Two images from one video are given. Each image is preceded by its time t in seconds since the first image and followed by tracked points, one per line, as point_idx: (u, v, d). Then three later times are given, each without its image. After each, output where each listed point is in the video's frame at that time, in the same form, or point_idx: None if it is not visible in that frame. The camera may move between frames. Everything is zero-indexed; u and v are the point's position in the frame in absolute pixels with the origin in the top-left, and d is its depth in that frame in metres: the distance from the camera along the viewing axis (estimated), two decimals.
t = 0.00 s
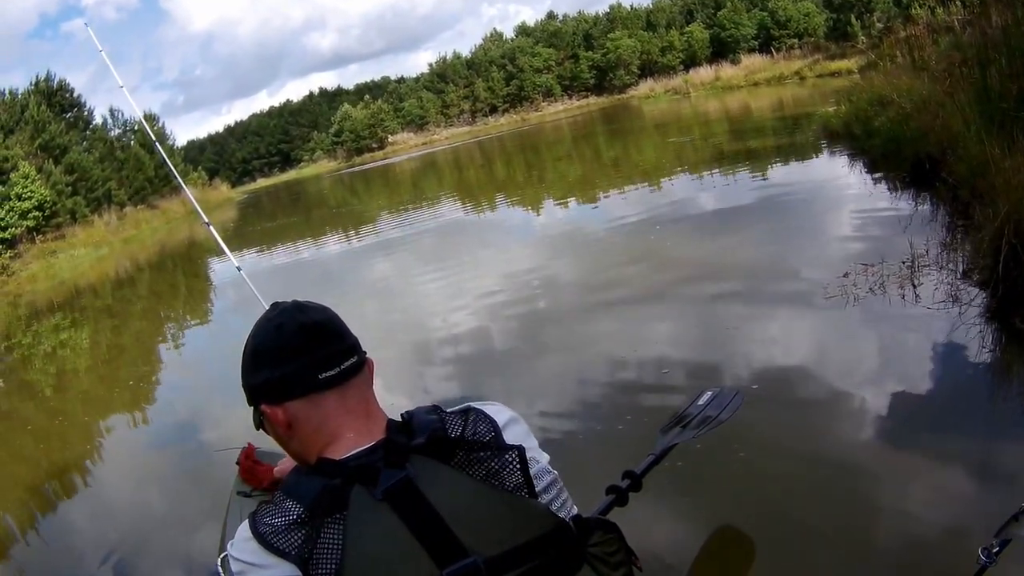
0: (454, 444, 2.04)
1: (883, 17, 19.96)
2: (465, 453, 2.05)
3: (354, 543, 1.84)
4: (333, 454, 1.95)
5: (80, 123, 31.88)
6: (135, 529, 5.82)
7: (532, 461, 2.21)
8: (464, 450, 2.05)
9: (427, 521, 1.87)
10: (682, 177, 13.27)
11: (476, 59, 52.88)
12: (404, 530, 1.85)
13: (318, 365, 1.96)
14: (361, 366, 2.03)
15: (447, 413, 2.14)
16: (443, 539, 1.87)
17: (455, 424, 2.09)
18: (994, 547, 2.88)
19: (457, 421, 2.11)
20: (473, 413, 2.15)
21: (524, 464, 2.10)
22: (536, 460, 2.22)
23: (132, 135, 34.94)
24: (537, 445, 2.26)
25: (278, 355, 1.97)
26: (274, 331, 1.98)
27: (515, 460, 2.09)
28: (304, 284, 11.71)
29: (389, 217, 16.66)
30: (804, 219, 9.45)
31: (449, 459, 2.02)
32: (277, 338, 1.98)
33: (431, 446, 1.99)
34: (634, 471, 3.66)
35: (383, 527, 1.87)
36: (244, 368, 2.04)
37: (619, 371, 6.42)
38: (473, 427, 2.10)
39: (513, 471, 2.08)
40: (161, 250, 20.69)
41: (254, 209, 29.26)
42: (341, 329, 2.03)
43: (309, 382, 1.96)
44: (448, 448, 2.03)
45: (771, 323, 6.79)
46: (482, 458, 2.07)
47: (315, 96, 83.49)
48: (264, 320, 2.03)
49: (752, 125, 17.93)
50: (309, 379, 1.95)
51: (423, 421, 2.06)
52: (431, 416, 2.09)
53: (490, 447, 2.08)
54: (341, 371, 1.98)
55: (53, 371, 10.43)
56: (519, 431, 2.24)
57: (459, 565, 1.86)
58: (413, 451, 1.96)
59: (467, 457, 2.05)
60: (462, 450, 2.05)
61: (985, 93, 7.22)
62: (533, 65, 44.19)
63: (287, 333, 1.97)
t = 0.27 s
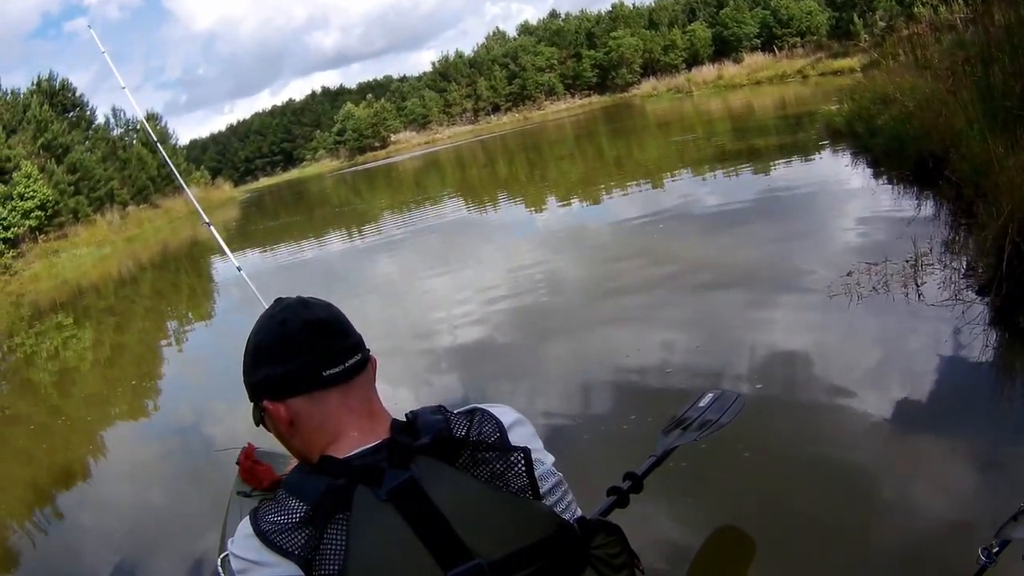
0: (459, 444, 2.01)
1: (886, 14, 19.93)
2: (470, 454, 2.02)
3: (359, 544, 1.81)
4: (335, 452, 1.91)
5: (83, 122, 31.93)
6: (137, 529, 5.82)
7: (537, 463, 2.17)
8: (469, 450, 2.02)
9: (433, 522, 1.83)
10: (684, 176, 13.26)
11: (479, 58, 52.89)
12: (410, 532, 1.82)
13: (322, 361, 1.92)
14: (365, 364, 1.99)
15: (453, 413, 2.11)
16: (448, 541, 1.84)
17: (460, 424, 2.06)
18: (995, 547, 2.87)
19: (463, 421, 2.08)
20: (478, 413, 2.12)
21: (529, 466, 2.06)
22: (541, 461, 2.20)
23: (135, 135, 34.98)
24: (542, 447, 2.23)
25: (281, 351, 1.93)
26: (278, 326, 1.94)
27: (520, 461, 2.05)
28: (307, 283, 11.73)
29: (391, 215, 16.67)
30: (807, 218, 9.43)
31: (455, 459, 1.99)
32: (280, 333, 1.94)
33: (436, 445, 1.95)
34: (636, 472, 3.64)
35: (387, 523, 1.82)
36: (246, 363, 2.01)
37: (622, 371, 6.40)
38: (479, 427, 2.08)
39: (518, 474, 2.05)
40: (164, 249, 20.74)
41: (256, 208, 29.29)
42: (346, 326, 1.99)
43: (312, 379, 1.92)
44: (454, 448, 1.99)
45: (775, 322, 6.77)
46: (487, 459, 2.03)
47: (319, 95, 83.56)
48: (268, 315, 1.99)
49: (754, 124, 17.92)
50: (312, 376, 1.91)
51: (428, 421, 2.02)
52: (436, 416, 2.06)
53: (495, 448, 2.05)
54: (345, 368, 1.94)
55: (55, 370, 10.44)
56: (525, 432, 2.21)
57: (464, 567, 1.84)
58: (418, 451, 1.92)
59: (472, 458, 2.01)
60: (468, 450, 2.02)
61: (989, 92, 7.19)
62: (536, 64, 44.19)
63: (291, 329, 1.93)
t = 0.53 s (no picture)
0: (470, 444, 1.94)
1: (889, 13, 19.88)
2: (481, 455, 1.95)
3: (366, 549, 1.77)
4: (341, 448, 1.88)
5: (85, 122, 31.95)
6: (139, 528, 5.83)
7: (547, 467, 2.06)
8: (480, 451, 1.95)
9: (442, 524, 1.80)
10: (686, 176, 13.26)
11: (482, 57, 52.90)
12: (422, 539, 1.78)
13: (330, 355, 1.89)
14: (374, 358, 1.95)
15: (463, 413, 2.05)
16: (457, 543, 1.80)
17: (471, 424, 2.00)
18: (994, 547, 2.86)
19: (474, 422, 2.02)
20: (489, 414, 2.06)
21: (540, 471, 1.99)
22: (552, 466, 2.08)
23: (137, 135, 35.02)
24: (554, 451, 2.12)
25: (290, 342, 1.90)
26: (288, 316, 1.91)
27: (531, 465, 1.98)
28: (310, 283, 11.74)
29: (394, 215, 16.69)
30: (810, 217, 9.42)
31: (464, 461, 1.92)
32: (290, 324, 1.91)
33: (447, 448, 1.90)
34: (635, 474, 3.61)
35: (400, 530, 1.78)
36: (255, 351, 1.98)
37: (625, 371, 6.39)
38: (490, 428, 2.00)
39: (529, 478, 1.98)
40: (166, 249, 20.76)
41: (258, 207, 29.31)
42: (356, 319, 1.95)
43: (319, 373, 1.88)
44: (464, 449, 1.93)
45: (778, 322, 6.76)
46: (498, 461, 1.96)
47: (321, 95, 83.60)
48: (280, 305, 1.96)
49: (757, 123, 17.91)
50: (319, 370, 1.88)
51: (438, 421, 1.98)
52: (446, 415, 2.01)
53: (506, 451, 1.97)
54: (353, 363, 1.90)
55: (58, 370, 10.45)
56: (536, 436, 2.09)
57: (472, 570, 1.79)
58: (427, 454, 1.87)
59: (482, 459, 1.95)
60: (478, 452, 1.95)
61: (992, 91, 7.18)
62: (538, 63, 44.20)
63: (300, 321, 1.90)
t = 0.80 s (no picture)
0: (479, 446, 1.83)
1: (892, 9, 19.83)
2: (490, 458, 1.84)
3: (376, 558, 1.65)
4: (347, 446, 1.79)
5: (87, 122, 32.00)
6: (142, 529, 5.83)
7: (557, 472, 1.93)
8: (490, 454, 1.84)
9: (452, 531, 1.68)
10: (688, 173, 13.24)
11: (483, 55, 52.93)
12: (431, 545, 1.66)
13: (340, 349, 1.79)
14: (389, 355, 1.85)
15: (473, 414, 1.94)
16: (465, 549, 1.68)
17: (480, 426, 1.89)
18: (994, 547, 2.85)
19: (482, 423, 1.91)
20: (499, 415, 1.95)
21: (551, 477, 1.88)
22: (561, 470, 1.95)
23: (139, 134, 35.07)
24: (563, 456, 2.00)
25: (301, 332, 1.81)
26: (302, 304, 1.82)
27: (542, 470, 1.87)
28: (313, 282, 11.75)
29: (396, 213, 16.71)
30: (813, 214, 9.40)
31: (472, 465, 1.81)
32: (303, 313, 1.81)
33: (456, 450, 1.78)
34: (635, 475, 3.60)
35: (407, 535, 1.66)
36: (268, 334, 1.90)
37: (628, 370, 6.37)
38: (500, 430, 1.90)
39: (539, 482, 1.86)
40: (169, 248, 20.81)
41: (261, 206, 29.37)
42: (374, 313, 1.85)
43: (329, 366, 1.79)
44: (474, 451, 1.82)
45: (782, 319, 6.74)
46: (507, 465, 1.85)
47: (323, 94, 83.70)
48: (297, 291, 1.87)
49: (758, 120, 17.93)
50: (329, 364, 1.79)
51: (448, 421, 1.86)
52: (456, 416, 1.90)
53: (514, 455, 1.86)
54: (365, 359, 1.81)
55: (61, 370, 10.46)
56: (545, 439, 1.99)
57: None
58: (436, 456, 1.75)
59: (491, 463, 1.83)
60: (488, 455, 1.84)
61: (994, 87, 7.14)
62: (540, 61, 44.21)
63: (314, 310, 1.80)
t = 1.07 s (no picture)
0: (484, 446, 1.82)
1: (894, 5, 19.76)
2: (496, 458, 1.82)
3: (382, 559, 1.64)
4: (352, 443, 1.79)
5: (89, 122, 32.00)
6: (146, 528, 5.84)
7: (563, 473, 1.93)
8: (494, 454, 1.83)
9: (458, 532, 1.67)
10: (691, 171, 13.22)
11: (485, 54, 52.88)
12: (433, 545, 1.65)
13: (350, 345, 1.79)
14: (399, 352, 1.84)
15: (479, 412, 1.92)
16: (469, 549, 1.67)
17: (487, 425, 1.87)
18: (994, 547, 2.85)
19: (489, 422, 1.89)
20: (505, 414, 1.93)
21: (556, 478, 1.87)
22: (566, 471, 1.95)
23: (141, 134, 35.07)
24: (569, 457, 1.99)
25: (312, 326, 1.80)
26: (314, 298, 1.81)
27: (547, 472, 1.86)
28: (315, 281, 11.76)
29: (399, 212, 16.71)
30: (816, 211, 9.39)
31: (477, 464, 1.80)
32: (315, 307, 1.81)
33: (463, 450, 1.77)
34: (636, 474, 3.60)
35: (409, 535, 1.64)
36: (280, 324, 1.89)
37: (630, 369, 6.36)
38: (506, 430, 1.88)
39: (544, 483, 1.86)
40: (171, 248, 20.82)
41: (263, 206, 29.38)
42: (386, 311, 1.84)
43: (338, 362, 1.79)
44: (479, 451, 1.80)
45: (785, 316, 6.74)
46: (513, 465, 1.84)
47: (325, 93, 83.67)
48: (311, 284, 1.86)
49: (761, 117, 17.90)
50: (338, 360, 1.79)
51: (454, 419, 1.84)
52: (462, 415, 1.87)
53: (521, 457, 1.85)
54: (374, 356, 1.80)
55: (64, 371, 10.49)
56: (551, 439, 1.97)
57: None
58: (442, 456, 1.74)
59: (498, 463, 1.82)
60: (493, 455, 1.82)
61: (996, 83, 7.10)
62: (542, 59, 44.20)
63: (328, 304, 1.79)
